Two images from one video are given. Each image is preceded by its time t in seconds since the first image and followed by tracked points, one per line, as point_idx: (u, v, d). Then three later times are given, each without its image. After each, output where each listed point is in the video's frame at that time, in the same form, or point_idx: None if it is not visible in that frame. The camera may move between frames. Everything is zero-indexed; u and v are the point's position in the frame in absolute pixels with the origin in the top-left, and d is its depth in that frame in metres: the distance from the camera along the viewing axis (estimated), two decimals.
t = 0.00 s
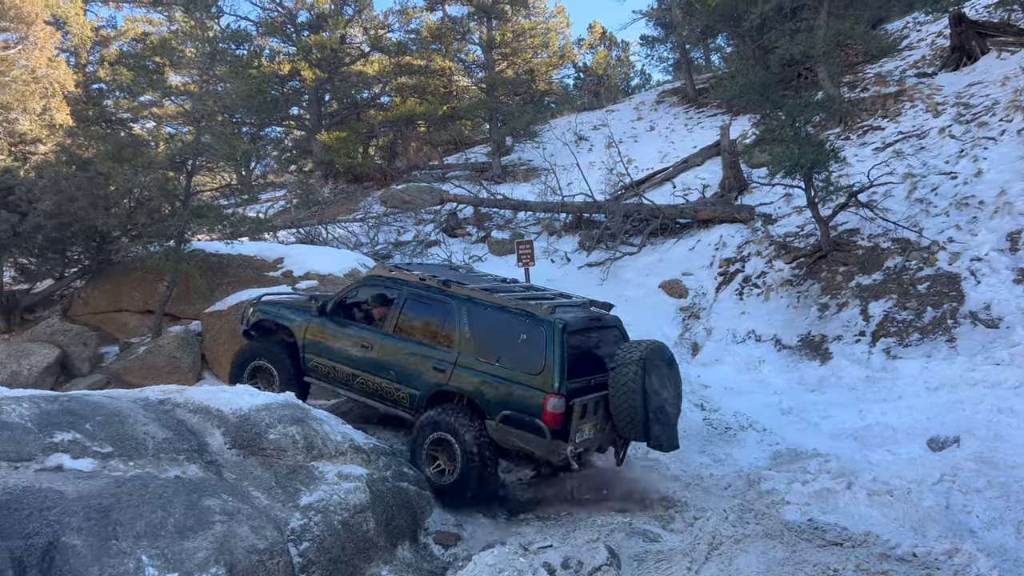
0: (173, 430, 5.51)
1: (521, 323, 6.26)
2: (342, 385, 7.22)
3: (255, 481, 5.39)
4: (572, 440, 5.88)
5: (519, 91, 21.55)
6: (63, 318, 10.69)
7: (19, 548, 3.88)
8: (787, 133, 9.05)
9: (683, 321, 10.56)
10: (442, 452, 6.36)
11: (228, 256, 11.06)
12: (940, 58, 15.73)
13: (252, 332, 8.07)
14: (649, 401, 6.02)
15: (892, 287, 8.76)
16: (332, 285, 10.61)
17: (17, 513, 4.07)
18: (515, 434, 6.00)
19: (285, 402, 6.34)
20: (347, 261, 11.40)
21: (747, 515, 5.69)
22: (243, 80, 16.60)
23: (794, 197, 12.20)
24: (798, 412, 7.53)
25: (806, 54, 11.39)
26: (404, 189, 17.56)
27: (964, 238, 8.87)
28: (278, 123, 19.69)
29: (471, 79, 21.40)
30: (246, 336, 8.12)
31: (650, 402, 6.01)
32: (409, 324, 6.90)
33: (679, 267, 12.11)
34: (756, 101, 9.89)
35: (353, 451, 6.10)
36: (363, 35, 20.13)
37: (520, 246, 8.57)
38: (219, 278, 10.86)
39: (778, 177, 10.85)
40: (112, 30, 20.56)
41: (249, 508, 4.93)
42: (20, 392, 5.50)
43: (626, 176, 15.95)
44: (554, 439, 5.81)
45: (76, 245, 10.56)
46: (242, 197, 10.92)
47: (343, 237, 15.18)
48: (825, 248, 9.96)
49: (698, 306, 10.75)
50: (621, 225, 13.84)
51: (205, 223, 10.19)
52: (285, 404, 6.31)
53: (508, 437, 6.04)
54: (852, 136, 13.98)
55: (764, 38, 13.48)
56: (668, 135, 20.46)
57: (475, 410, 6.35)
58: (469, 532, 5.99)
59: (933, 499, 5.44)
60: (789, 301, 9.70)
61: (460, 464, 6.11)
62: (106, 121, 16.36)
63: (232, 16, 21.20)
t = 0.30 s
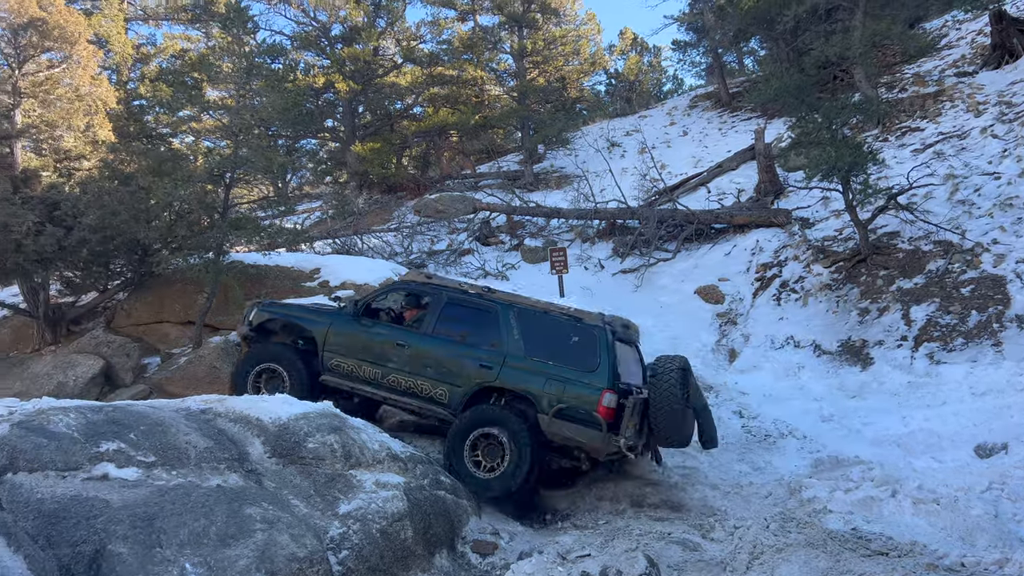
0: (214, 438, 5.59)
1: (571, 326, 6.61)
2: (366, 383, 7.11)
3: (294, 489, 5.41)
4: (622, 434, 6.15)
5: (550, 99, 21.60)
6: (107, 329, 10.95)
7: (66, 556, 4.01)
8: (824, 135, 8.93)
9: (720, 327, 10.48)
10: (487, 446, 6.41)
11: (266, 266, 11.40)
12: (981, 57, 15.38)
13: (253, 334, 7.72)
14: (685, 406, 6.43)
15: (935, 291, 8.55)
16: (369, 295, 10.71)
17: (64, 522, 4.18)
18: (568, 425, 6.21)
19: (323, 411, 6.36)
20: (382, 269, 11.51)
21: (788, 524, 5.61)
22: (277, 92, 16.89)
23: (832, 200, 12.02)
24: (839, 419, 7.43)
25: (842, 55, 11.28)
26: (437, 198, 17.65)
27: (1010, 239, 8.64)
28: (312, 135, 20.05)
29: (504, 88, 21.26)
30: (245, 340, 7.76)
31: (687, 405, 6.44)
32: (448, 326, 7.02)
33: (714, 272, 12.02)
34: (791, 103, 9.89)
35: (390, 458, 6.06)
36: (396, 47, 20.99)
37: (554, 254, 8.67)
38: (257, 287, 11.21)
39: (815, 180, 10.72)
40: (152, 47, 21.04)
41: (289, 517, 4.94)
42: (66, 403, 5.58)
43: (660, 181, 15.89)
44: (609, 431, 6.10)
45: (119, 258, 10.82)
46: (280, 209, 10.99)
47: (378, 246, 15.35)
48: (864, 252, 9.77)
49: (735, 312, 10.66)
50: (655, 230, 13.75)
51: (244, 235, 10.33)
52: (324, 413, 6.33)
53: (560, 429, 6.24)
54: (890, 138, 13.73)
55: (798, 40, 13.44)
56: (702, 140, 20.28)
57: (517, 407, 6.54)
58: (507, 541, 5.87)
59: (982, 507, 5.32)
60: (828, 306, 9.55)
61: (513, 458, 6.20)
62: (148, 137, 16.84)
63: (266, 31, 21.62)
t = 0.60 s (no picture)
0: (250, 447, 5.57)
1: (587, 313, 7.02)
2: (388, 383, 6.97)
3: (329, 498, 5.36)
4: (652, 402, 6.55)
5: (579, 106, 21.62)
6: (145, 340, 11.13)
7: (107, 564, 4.07)
8: (858, 138, 8.80)
9: (754, 333, 10.40)
10: (523, 444, 6.47)
11: (299, 277, 11.73)
12: (1020, 55, 15.03)
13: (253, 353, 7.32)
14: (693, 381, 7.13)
15: (974, 295, 8.36)
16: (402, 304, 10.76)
17: (104, 531, 4.24)
18: (603, 394, 6.50)
19: (356, 420, 6.31)
20: (412, 277, 11.64)
21: (827, 533, 5.51)
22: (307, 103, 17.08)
23: (866, 204, 11.85)
24: (878, 425, 7.31)
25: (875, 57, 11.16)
26: (467, 207, 17.69)
27: None
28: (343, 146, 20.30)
29: (532, 95, 21.45)
30: (241, 363, 7.37)
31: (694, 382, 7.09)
32: (465, 325, 7.13)
33: (747, 277, 11.93)
34: (824, 107, 9.60)
35: (423, 467, 5.99)
36: (425, 57, 20.92)
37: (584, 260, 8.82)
38: (291, 297, 11.47)
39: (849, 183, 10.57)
40: (187, 62, 21.35)
41: (324, 525, 4.87)
42: (107, 414, 5.65)
43: (691, 187, 15.81)
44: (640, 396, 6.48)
45: (156, 269, 11.04)
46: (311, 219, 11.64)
47: (409, 256, 15.46)
48: (900, 256, 9.60)
49: (769, 317, 10.57)
50: (686, 236, 13.66)
51: (277, 245, 10.93)
52: (357, 421, 6.27)
53: (596, 399, 6.50)
54: (926, 140, 13.48)
55: (829, 43, 13.35)
56: (732, 145, 20.10)
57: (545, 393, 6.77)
58: (541, 550, 5.77)
59: None
60: (864, 311, 9.41)
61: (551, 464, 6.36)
62: (184, 150, 17.20)
63: (297, 44, 21.92)
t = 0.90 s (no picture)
0: (277, 456, 5.47)
1: (594, 318, 6.83)
2: (393, 388, 6.96)
3: (356, 506, 5.28)
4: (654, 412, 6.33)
5: (602, 112, 21.61)
6: (174, 350, 11.23)
7: (139, 571, 4.12)
8: (885, 141, 8.75)
9: (781, 339, 10.34)
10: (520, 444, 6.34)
11: (325, 286, 11.79)
12: None
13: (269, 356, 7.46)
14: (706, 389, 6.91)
15: (1008, 298, 8.19)
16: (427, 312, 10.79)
17: (135, 539, 4.28)
18: (600, 405, 6.29)
19: (382, 428, 6.17)
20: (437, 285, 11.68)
21: (858, 542, 5.42)
22: (330, 113, 17.22)
23: (895, 207, 11.70)
24: (909, 432, 7.20)
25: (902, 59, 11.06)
26: (491, 214, 17.70)
27: None
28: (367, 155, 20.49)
29: (555, 102, 21.45)
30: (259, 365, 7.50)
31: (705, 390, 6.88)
32: (471, 329, 7.06)
33: (774, 283, 11.85)
34: (850, 109, 9.55)
35: (450, 475, 5.85)
36: (448, 66, 20.96)
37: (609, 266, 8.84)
38: (316, 306, 11.50)
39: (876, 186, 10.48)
40: (214, 75, 21.57)
41: (351, 533, 4.81)
42: (137, 422, 5.65)
43: (716, 192, 15.72)
44: (641, 407, 6.25)
45: (184, 279, 11.15)
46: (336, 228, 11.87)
47: (433, 264, 15.53)
48: (930, 259, 9.45)
49: (797, 323, 10.48)
50: (712, 241, 13.60)
51: (304, 254, 11.06)
52: (383, 429, 6.13)
53: (593, 409, 6.30)
54: (956, 141, 13.28)
55: (855, 45, 13.25)
56: (757, 149, 19.95)
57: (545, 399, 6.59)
58: (568, 559, 5.65)
59: None
60: (894, 315, 9.27)
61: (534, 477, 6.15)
62: (213, 161, 17.45)
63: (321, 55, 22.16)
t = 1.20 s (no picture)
0: (296, 464, 5.45)
1: (600, 326, 6.70)
2: (407, 399, 6.98)
3: (375, 514, 5.21)
4: (657, 418, 6.19)
5: (618, 119, 21.59)
6: (194, 358, 11.33)
7: None
8: (905, 145, 8.71)
9: (802, 345, 10.28)
10: (527, 445, 6.28)
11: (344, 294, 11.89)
12: None
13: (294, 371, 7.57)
14: (713, 395, 6.78)
15: None
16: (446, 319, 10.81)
17: (157, 547, 4.29)
18: (603, 413, 6.19)
19: (400, 436, 6.05)
20: (455, 292, 11.71)
21: (882, 550, 5.34)
22: (347, 122, 17.32)
23: (916, 212, 11.61)
24: (932, 439, 7.11)
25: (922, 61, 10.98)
26: (507, 221, 17.69)
27: None
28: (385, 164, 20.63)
29: (571, 109, 21.31)
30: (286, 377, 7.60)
31: (712, 394, 6.73)
32: (483, 340, 7.00)
33: (793, 288, 11.80)
34: (870, 113, 9.39)
35: (468, 482, 5.68)
36: (464, 75, 21.06)
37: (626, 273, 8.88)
38: (335, 314, 11.59)
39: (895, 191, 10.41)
40: (233, 86, 21.76)
41: (370, 541, 4.77)
42: (159, 431, 5.68)
43: (734, 197, 15.66)
44: (643, 415, 6.11)
45: (204, 289, 11.25)
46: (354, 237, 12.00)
47: (451, 271, 15.56)
48: (952, 264, 9.34)
49: (818, 329, 10.42)
50: (731, 247, 13.56)
51: (322, 263, 10.94)
52: (401, 437, 6.02)
53: (596, 418, 6.21)
54: (977, 145, 13.14)
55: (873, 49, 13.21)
56: (775, 154, 19.84)
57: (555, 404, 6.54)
58: (587, 567, 5.50)
59: None
60: (915, 321, 9.18)
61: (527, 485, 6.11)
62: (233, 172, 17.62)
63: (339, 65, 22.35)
